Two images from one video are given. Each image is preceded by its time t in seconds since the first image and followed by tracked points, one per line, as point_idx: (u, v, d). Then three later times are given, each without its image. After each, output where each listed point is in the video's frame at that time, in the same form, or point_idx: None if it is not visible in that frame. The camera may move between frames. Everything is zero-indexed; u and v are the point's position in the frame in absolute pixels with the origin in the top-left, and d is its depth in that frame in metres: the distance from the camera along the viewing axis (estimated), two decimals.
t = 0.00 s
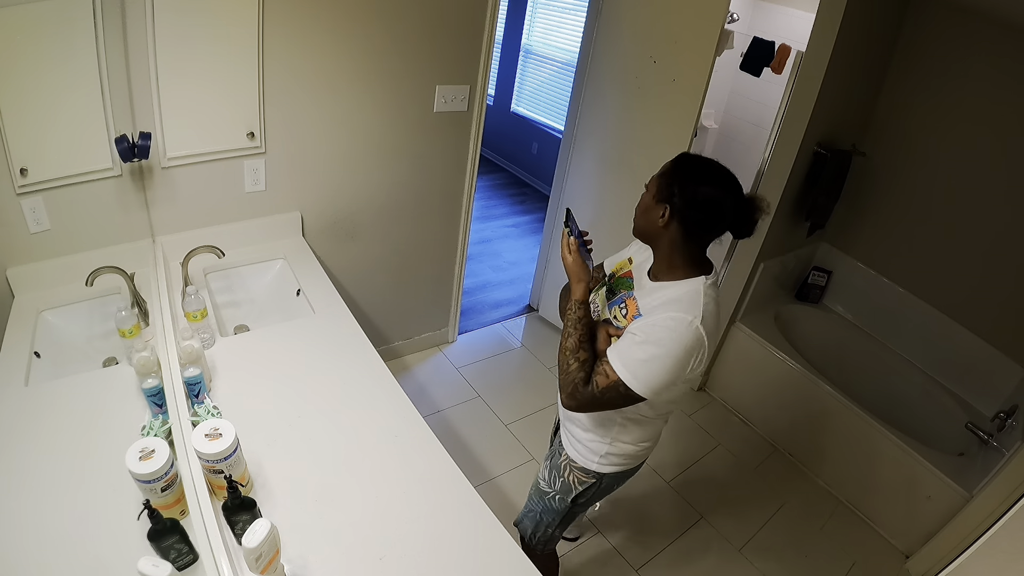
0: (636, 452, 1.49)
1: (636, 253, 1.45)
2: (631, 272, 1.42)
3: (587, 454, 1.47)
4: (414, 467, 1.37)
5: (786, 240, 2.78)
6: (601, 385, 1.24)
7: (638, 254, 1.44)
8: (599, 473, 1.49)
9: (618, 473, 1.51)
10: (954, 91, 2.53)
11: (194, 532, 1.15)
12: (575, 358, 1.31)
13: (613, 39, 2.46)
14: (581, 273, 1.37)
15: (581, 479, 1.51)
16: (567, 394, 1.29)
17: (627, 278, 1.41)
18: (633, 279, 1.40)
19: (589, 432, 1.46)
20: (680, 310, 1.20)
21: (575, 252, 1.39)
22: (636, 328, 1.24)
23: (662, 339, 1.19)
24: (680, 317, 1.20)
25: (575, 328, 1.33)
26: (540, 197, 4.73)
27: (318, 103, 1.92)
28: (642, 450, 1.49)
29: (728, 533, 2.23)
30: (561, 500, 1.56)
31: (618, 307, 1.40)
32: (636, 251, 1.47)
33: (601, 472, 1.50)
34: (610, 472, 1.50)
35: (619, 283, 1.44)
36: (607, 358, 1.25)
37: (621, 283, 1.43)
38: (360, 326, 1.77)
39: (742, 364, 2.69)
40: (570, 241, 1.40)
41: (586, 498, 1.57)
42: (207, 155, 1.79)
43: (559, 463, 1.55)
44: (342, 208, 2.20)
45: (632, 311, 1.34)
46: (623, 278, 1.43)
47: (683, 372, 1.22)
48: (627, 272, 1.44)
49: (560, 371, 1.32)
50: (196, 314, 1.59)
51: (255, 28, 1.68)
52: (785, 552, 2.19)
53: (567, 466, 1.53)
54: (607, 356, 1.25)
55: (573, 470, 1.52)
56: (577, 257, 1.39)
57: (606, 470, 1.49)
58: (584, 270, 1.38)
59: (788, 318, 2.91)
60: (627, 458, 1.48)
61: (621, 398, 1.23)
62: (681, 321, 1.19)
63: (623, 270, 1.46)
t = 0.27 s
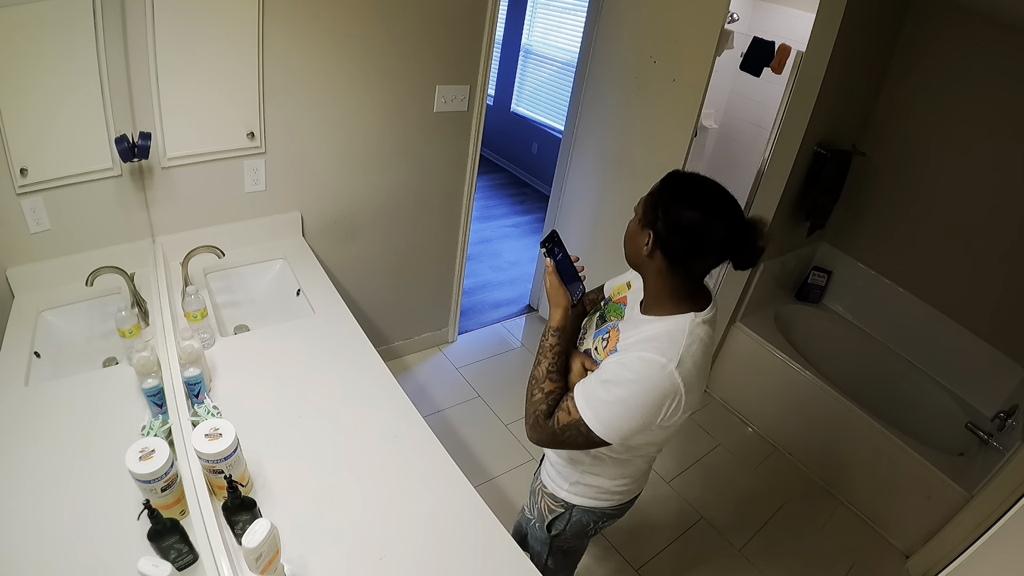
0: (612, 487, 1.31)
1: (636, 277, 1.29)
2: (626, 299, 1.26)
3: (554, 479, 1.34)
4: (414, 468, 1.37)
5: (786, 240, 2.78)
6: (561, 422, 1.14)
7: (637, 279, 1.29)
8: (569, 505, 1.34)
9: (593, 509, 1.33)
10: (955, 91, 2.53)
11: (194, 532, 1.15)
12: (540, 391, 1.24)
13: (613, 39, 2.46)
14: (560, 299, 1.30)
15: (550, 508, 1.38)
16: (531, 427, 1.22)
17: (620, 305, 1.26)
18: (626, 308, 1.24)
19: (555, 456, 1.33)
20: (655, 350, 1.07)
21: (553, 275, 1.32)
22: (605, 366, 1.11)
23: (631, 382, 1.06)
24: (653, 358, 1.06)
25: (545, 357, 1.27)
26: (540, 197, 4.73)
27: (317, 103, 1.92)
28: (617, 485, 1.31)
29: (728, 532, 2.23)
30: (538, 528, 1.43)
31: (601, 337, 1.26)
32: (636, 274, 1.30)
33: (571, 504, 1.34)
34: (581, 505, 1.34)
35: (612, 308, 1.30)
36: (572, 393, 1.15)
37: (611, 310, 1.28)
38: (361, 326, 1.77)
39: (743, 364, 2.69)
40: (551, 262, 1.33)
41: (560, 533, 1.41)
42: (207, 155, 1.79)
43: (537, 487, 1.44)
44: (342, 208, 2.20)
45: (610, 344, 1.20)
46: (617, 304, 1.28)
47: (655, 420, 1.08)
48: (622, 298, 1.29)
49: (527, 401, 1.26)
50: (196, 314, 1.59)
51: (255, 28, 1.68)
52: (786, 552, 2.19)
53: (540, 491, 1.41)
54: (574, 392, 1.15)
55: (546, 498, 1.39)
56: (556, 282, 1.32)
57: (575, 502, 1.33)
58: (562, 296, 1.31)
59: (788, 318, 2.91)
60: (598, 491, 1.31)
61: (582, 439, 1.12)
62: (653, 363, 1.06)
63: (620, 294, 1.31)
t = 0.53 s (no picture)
0: (589, 521, 1.24)
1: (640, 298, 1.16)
2: (625, 321, 1.15)
3: (535, 501, 1.31)
4: (414, 468, 1.37)
5: (786, 240, 2.78)
6: (529, 443, 1.07)
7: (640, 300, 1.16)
8: (546, 529, 1.30)
9: (570, 538, 1.27)
10: (955, 91, 2.53)
11: (194, 532, 1.15)
12: (513, 409, 1.17)
13: (613, 39, 2.47)
14: (547, 314, 1.19)
15: (531, 529, 1.35)
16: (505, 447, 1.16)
17: (617, 327, 1.15)
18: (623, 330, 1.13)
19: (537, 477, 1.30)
20: (624, 378, 0.95)
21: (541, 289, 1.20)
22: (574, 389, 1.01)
23: (594, 411, 0.95)
24: (619, 386, 0.95)
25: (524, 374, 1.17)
26: (540, 197, 4.73)
27: (317, 103, 1.92)
28: (595, 519, 1.24)
29: (728, 532, 2.23)
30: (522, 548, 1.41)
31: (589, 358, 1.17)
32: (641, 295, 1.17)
33: (549, 530, 1.30)
34: (558, 533, 1.29)
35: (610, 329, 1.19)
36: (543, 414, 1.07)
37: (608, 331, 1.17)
38: (360, 327, 1.77)
39: (743, 363, 2.69)
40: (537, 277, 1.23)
41: (541, 558, 1.37)
42: (207, 155, 1.79)
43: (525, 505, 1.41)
44: (342, 208, 2.20)
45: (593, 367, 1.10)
46: (616, 326, 1.17)
47: (621, 453, 0.97)
48: (622, 319, 1.17)
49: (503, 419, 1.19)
50: (196, 314, 1.59)
51: (255, 28, 1.68)
52: (786, 552, 2.19)
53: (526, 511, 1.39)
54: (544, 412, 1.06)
55: (529, 520, 1.36)
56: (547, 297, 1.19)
57: (552, 529, 1.29)
58: (549, 310, 1.19)
59: (788, 318, 2.91)
60: (573, 523, 1.25)
61: (547, 463, 1.05)
62: (617, 392, 0.94)
63: (621, 315, 1.19)
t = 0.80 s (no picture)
0: (580, 531, 1.24)
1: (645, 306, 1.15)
2: (627, 329, 1.14)
3: (528, 507, 1.32)
4: (414, 468, 1.37)
5: (785, 240, 2.78)
6: (519, 445, 1.06)
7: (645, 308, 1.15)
8: (538, 536, 1.30)
9: (562, 547, 1.27)
10: (955, 91, 2.53)
11: (194, 532, 1.15)
12: (507, 408, 1.16)
13: (613, 39, 2.46)
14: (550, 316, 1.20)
15: (524, 535, 1.36)
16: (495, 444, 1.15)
17: (619, 335, 1.14)
18: (624, 339, 1.12)
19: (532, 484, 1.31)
20: (621, 394, 0.93)
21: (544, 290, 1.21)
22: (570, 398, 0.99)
23: (587, 425, 0.93)
24: (615, 402, 0.92)
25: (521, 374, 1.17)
26: (540, 197, 4.73)
27: (316, 103, 1.92)
28: (586, 530, 1.24)
29: (728, 532, 2.23)
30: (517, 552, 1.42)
31: (590, 365, 1.16)
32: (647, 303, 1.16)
33: (541, 538, 1.30)
34: (549, 541, 1.29)
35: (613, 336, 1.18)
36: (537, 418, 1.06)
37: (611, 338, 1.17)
38: (360, 327, 1.77)
39: (743, 363, 2.69)
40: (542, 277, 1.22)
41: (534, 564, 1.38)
42: (207, 155, 1.79)
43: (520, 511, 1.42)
44: (342, 208, 2.20)
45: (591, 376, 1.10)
46: (619, 333, 1.16)
47: (612, 469, 0.95)
48: (625, 326, 1.16)
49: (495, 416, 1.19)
50: (196, 314, 1.59)
51: (255, 28, 1.68)
52: (785, 552, 2.19)
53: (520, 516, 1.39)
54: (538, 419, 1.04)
55: (522, 526, 1.36)
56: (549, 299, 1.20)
57: (543, 537, 1.29)
58: (553, 313, 1.20)
59: (788, 318, 2.91)
60: (565, 532, 1.25)
61: (535, 468, 1.04)
62: (612, 408, 0.92)
63: (625, 322, 1.18)
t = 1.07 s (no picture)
0: (581, 537, 1.25)
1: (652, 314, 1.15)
2: (633, 337, 1.14)
3: (527, 514, 1.31)
4: (414, 468, 1.37)
5: (786, 241, 2.78)
6: (525, 459, 1.06)
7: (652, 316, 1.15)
8: (537, 542, 1.30)
9: (562, 551, 1.28)
10: (955, 91, 2.53)
11: (193, 532, 1.15)
12: (511, 419, 1.16)
13: (613, 39, 2.46)
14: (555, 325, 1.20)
15: (523, 540, 1.36)
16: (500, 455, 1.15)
17: (625, 343, 1.14)
18: (631, 348, 1.12)
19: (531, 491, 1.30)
20: (634, 409, 0.92)
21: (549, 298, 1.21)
22: (580, 412, 0.99)
23: (600, 440, 0.93)
24: (629, 418, 0.92)
25: (525, 385, 1.17)
26: (540, 197, 4.74)
27: (316, 103, 1.92)
28: (586, 536, 1.25)
29: (728, 532, 2.23)
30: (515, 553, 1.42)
31: (596, 374, 1.16)
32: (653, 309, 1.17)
33: (540, 544, 1.31)
34: (549, 547, 1.30)
35: (617, 344, 1.17)
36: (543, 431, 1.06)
37: (616, 347, 1.16)
38: (360, 327, 1.77)
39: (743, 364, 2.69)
40: (545, 285, 1.22)
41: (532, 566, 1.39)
42: (207, 155, 1.79)
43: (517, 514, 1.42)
44: (342, 208, 2.20)
45: (598, 389, 1.09)
46: (624, 341, 1.15)
47: (624, 483, 0.95)
48: (630, 334, 1.16)
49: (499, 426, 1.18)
50: (196, 314, 1.59)
51: (255, 28, 1.68)
52: (785, 552, 2.19)
53: (518, 520, 1.39)
54: (546, 431, 1.04)
55: (521, 530, 1.37)
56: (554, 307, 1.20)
57: (543, 543, 1.30)
58: (558, 320, 1.20)
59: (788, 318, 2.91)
60: (565, 539, 1.26)
61: (542, 481, 1.04)
62: (627, 424, 0.91)
63: (630, 329, 1.18)
